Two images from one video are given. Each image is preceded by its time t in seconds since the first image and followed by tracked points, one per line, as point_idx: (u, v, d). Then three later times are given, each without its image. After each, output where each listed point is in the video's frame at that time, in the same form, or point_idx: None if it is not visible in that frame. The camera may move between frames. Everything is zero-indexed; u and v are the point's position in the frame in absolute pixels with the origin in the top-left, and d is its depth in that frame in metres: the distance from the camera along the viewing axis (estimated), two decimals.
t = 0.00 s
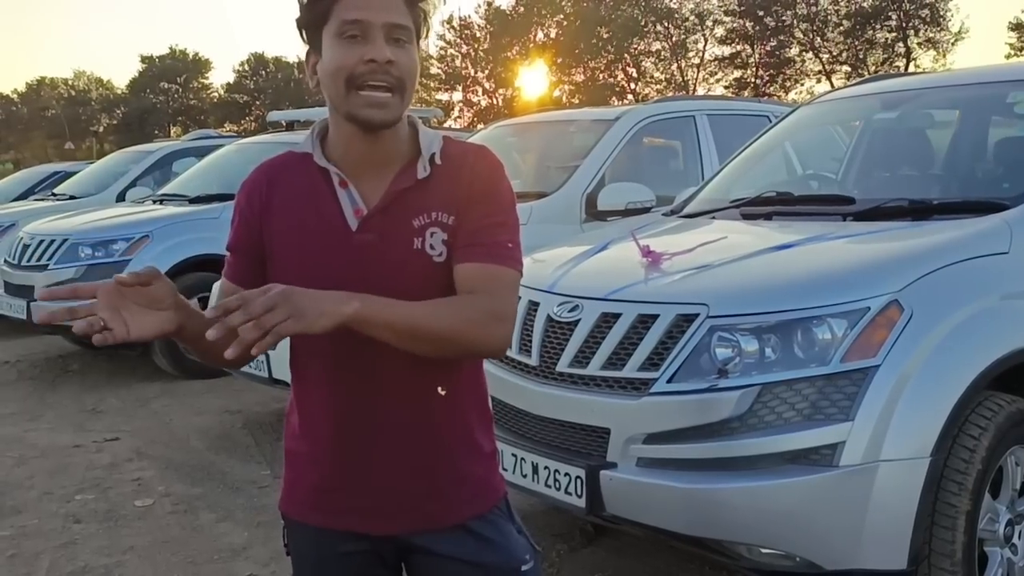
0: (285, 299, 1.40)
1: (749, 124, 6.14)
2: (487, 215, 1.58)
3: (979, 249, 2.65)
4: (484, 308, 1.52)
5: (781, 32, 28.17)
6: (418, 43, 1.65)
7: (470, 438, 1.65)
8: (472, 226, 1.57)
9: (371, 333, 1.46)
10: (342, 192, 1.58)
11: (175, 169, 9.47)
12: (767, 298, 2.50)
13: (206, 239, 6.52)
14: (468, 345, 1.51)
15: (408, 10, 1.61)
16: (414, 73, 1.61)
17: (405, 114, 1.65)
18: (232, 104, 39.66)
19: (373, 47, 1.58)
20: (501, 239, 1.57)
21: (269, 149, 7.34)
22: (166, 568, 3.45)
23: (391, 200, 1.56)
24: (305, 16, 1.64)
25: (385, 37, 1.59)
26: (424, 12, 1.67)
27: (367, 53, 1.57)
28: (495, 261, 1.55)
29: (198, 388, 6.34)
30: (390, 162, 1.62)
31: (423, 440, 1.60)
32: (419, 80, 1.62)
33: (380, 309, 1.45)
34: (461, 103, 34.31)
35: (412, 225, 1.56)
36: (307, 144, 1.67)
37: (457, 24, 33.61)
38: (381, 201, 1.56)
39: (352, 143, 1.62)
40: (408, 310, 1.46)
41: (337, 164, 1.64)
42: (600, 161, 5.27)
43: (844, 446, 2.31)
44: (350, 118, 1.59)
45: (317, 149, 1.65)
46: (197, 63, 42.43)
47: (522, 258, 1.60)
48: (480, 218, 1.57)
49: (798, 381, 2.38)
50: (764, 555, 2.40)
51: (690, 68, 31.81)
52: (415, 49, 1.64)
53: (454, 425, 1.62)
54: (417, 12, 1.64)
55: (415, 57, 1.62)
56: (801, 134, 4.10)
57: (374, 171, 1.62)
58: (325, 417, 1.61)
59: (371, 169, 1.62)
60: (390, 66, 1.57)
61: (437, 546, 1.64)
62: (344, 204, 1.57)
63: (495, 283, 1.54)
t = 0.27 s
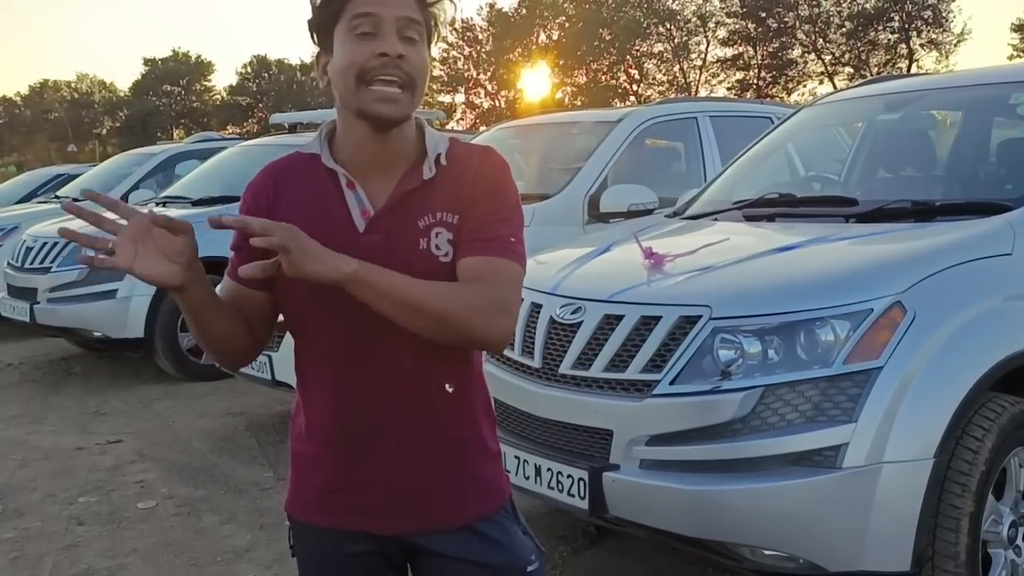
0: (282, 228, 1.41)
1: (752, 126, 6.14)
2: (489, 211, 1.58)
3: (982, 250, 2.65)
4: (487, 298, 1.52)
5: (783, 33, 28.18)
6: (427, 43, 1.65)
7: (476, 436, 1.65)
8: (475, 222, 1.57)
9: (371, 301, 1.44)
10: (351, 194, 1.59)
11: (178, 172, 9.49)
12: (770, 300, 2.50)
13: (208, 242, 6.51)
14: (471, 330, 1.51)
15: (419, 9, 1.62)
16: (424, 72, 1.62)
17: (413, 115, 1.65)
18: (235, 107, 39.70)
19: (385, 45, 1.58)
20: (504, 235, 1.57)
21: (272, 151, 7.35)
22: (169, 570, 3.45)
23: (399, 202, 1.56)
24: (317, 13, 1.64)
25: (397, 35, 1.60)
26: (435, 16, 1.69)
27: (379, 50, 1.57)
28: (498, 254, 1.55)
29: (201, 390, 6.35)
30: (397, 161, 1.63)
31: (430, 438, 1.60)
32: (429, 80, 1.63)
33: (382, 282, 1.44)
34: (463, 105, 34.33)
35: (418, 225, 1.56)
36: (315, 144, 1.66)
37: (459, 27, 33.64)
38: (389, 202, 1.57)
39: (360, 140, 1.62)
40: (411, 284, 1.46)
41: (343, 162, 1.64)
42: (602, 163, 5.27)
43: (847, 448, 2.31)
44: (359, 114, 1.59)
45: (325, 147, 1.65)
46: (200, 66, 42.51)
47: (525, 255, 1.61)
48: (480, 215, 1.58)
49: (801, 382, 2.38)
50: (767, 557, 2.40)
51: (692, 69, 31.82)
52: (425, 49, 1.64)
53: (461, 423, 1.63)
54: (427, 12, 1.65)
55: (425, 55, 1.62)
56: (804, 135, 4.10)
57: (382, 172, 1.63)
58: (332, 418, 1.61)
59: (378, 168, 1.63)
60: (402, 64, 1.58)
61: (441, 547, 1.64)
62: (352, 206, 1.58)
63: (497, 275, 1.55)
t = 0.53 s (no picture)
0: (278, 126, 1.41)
1: (754, 128, 6.14)
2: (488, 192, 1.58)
3: (986, 251, 2.65)
4: (481, 254, 1.48)
5: (786, 35, 28.19)
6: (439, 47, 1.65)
7: (481, 430, 1.65)
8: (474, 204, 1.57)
9: (358, 216, 1.41)
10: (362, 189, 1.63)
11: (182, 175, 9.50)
12: (773, 302, 2.50)
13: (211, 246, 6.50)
14: (459, 277, 1.45)
15: (429, 13, 1.62)
16: (439, 77, 1.62)
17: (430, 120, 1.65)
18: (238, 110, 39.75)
19: (399, 52, 1.58)
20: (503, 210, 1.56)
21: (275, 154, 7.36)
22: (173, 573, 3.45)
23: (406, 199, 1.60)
24: (328, 24, 1.63)
25: (410, 43, 1.59)
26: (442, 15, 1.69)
27: (395, 59, 1.57)
28: (496, 224, 1.54)
29: (204, 393, 6.36)
30: (414, 164, 1.65)
31: (434, 431, 1.60)
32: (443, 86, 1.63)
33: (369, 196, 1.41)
34: (465, 108, 34.36)
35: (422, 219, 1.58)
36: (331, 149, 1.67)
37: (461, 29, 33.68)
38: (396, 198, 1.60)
39: (380, 148, 1.63)
40: (402, 210, 1.42)
41: (364, 168, 1.66)
42: (604, 165, 5.28)
43: (850, 450, 2.30)
44: (378, 123, 1.59)
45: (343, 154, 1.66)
46: (203, 69, 42.58)
47: (525, 233, 1.59)
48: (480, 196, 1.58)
49: (804, 385, 2.38)
50: (771, 559, 2.40)
51: (695, 71, 31.83)
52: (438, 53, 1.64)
53: (466, 416, 1.63)
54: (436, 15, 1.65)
55: (438, 59, 1.63)
56: (806, 137, 4.10)
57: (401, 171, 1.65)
58: (337, 413, 1.62)
59: (397, 171, 1.65)
60: (418, 72, 1.58)
61: (446, 548, 1.64)
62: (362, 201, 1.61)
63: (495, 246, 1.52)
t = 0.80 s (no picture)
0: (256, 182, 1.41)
1: (756, 130, 6.14)
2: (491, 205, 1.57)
3: (989, 253, 2.64)
4: (482, 276, 1.47)
5: (787, 37, 28.22)
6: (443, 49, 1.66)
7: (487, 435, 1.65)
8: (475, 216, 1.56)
9: (348, 261, 1.40)
10: (364, 197, 1.62)
11: (184, 178, 9.52)
12: (776, 304, 2.50)
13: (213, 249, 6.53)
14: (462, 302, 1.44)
15: (434, 18, 1.63)
16: (441, 79, 1.62)
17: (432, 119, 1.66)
18: (240, 113, 39.79)
19: (401, 53, 1.59)
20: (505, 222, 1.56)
21: (277, 157, 7.37)
22: None
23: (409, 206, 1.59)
24: (331, 24, 1.65)
25: (412, 44, 1.60)
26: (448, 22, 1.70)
27: (397, 59, 1.58)
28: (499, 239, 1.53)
29: (207, 396, 6.36)
30: (415, 167, 1.64)
31: (438, 437, 1.60)
32: (445, 85, 1.64)
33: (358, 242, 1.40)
34: (467, 110, 34.37)
35: (425, 226, 1.58)
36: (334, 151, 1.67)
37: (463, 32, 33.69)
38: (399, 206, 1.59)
39: (381, 148, 1.63)
40: (399, 249, 1.41)
41: (365, 170, 1.65)
42: (607, 168, 5.28)
43: (854, 452, 2.30)
44: (379, 122, 1.59)
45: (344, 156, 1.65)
46: (205, 72, 42.69)
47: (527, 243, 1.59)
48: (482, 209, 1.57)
49: (807, 387, 2.38)
50: (774, 562, 2.40)
51: (697, 73, 31.85)
52: (440, 56, 1.65)
53: (471, 422, 1.63)
54: (441, 20, 1.66)
55: (441, 63, 1.63)
56: (809, 140, 4.10)
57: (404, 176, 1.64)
58: (343, 419, 1.62)
59: (399, 175, 1.64)
60: (419, 71, 1.58)
61: (451, 551, 1.64)
62: (365, 208, 1.61)
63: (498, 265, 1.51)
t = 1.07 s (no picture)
0: (317, 335, 1.52)
1: (758, 133, 6.15)
2: (513, 241, 1.59)
3: (992, 256, 2.64)
4: (517, 338, 1.55)
5: (789, 40, 28.18)
6: (439, 60, 1.67)
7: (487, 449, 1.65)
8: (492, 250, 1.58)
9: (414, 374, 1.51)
10: (360, 207, 1.60)
11: (187, 182, 9.54)
12: (779, 307, 2.50)
13: (213, 251, 6.58)
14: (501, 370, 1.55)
15: (431, 28, 1.64)
16: (432, 89, 1.63)
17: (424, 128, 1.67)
18: (242, 116, 39.83)
19: (393, 60, 1.60)
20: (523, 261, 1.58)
21: (280, 161, 7.39)
22: None
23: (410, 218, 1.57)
24: (330, 29, 1.67)
25: (406, 52, 1.62)
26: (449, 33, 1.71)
27: (387, 66, 1.60)
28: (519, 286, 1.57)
29: (210, 400, 6.37)
30: (406, 174, 1.63)
31: (439, 454, 1.61)
32: (437, 95, 1.64)
33: (425, 352, 1.50)
34: (469, 114, 34.36)
35: (431, 242, 1.56)
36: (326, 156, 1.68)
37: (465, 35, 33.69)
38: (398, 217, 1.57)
39: (368, 154, 1.63)
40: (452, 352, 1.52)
41: (353, 175, 1.65)
42: (609, 171, 5.28)
43: (857, 455, 2.30)
44: (366, 128, 1.61)
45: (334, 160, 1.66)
46: (208, 76, 42.76)
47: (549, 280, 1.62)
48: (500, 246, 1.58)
49: (810, 390, 2.38)
50: (778, 565, 2.40)
51: (698, 76, 31.83)
52: (436, 66, 1.66)
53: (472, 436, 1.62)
54: (441, 30, 1.67)
55: (435, 73, 1.64)
56: (811, 142, 4.11)
57: (395, 182, 1.63)
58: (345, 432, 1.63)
59: (389, 182, 1.63)
60: (408, 78, 1.59)
61: (455, 557, 1.65)
62: (362, 219, 1.59)
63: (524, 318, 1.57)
